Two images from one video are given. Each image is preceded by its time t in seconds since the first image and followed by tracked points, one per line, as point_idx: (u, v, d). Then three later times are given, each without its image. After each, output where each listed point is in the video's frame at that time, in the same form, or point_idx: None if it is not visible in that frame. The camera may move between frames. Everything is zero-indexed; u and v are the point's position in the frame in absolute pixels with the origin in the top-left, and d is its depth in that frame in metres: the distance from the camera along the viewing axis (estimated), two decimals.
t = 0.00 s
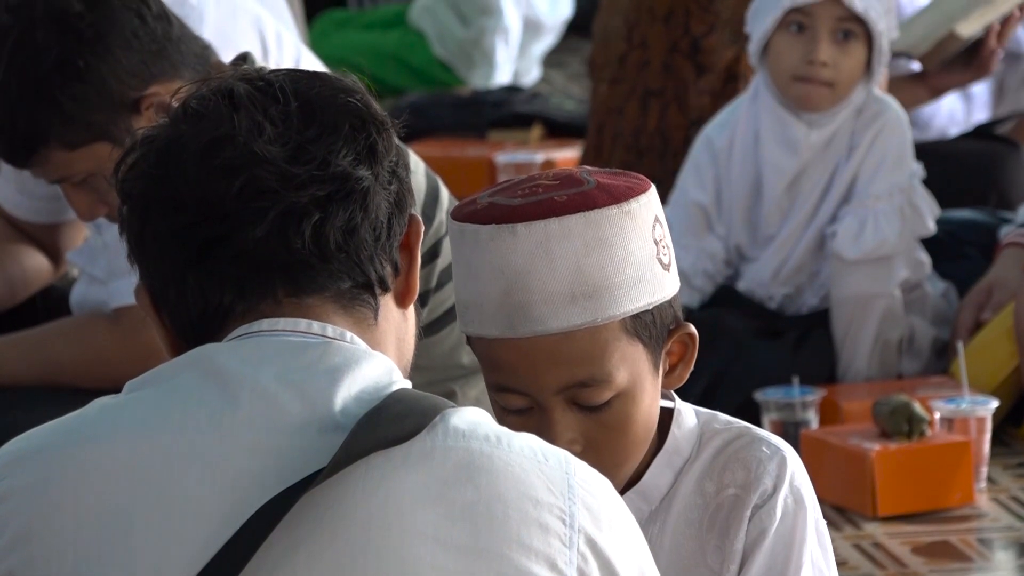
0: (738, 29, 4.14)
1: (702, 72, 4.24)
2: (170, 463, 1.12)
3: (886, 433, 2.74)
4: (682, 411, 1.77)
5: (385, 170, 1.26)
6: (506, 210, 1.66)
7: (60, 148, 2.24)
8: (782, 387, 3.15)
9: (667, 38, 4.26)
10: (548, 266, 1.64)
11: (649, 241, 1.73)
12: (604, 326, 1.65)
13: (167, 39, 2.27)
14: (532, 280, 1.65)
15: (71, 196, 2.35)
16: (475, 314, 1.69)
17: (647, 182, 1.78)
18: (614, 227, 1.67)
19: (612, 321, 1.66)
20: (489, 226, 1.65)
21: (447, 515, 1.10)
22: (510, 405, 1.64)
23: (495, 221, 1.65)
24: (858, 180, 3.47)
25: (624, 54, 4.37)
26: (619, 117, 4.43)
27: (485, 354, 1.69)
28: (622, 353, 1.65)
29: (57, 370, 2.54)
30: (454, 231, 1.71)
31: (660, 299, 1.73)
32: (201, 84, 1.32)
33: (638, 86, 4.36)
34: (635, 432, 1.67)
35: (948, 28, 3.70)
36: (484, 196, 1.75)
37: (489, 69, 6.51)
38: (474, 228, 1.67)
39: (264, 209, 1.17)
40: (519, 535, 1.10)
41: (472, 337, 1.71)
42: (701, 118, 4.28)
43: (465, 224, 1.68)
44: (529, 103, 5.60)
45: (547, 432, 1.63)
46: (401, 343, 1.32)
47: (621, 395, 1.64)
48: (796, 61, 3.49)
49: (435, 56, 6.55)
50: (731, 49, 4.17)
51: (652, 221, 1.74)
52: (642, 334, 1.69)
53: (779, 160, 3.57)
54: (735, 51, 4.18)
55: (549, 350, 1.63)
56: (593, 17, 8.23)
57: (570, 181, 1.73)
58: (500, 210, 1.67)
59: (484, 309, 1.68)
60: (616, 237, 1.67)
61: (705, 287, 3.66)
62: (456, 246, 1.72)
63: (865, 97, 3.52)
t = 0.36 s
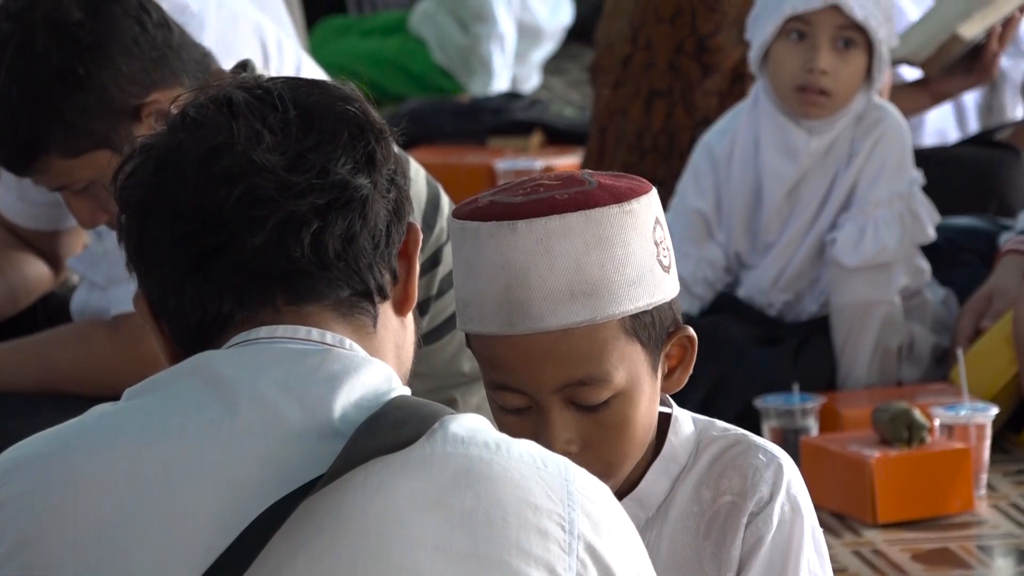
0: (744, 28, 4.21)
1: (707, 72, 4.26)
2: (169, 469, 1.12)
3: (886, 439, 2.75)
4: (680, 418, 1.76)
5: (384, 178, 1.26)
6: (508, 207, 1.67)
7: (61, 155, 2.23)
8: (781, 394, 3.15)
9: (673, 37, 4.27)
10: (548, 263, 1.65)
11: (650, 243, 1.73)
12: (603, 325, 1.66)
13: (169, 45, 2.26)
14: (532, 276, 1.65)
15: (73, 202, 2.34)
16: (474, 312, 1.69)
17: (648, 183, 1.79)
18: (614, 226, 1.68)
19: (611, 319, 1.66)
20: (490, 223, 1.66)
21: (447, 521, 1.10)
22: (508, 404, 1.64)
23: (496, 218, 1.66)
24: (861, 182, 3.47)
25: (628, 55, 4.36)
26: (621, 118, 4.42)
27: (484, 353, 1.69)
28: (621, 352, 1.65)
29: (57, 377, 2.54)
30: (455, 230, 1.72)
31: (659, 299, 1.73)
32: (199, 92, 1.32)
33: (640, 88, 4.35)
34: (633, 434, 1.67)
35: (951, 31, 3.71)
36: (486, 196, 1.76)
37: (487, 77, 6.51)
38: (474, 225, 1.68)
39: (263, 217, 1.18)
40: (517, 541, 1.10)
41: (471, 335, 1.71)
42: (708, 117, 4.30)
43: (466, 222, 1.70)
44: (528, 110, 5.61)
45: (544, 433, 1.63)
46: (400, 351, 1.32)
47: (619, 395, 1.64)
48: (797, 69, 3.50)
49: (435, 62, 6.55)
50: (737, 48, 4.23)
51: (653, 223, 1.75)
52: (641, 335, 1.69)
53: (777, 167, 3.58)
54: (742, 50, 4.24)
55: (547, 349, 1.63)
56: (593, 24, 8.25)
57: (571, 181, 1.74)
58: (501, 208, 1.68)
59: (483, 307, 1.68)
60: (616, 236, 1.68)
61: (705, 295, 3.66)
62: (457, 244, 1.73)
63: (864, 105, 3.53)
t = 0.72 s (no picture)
0: (733, 43, 3.99)
1: (698, 88, 4.08)
2: (170, 479, 1.12)
3: (886, 451, 2.75)
4: (690, 429, 1.76)
5: (384, 189, 1.26)
6: (522, 199, 1.68)
7: (61, 168, 2.23)
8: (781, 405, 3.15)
9: (661, 56, 4.08)
10: (559, 255, 1.66)
11: (659, 240, 1.74)
12: (613, 319, 1.66)
13: (167, 58, 2.27)
14: (542, 267, 1.66)
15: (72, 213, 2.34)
16: (484, 304, 1.69)
17: (657, 183, 1.80)
18: (625, 221, 1.69)
19: (621, 313, 1.67)
20: (501, 216, 1.67)
21: (447, 533, 1.10)
22: (516, 400, 1.63)
23: (507, 211, 1.67)
24: (864, 198, 3.44)
25: (618, 73, 4.19)
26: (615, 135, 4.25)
27: (493, 346, 1.69)
28: (630, 348, 1.65)
29: (58, 387, 2.54)
30: (466, 223, 1.73)
31: (667, 297, 1.74)
32: (201, 103, 1.32)
33: (629, 106, 4.19)
34: (641, 432, 1.66)
35: (942, 46, 3.63)
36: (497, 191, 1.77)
37: (487, 89, 6.53)
38: (485, 218, 1.68)
39: (264, 228, 1.18)
40: (517, 553, 1.10)
41: (481, 329, 1.72)
42: (702, 132, 4.14)
43: (477, 215, 1.70)
44: (528, 121, 5.62)
45: (551, 431, 1.62)
46: (399, 362, 1.32)
47: (628, 391, 1.64)
48: (808, 84, 3.43)
49: (435, 74, 6.58)
50: (728, 65, 4.01)
51: (663, 222, 1.76)
52: (650, 331, 1.69)
53: (784, 181, 3.51)
54: (732, 66, 4.02)
55: (556, 340, 1.63)
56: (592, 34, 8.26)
57: (582, 178, 1.75)
58: (513, 201, 1.68)
59: (492, 301, 1.68)
60: (627, 231, 1.69)
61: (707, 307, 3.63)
62: (467, 238, 1.73)
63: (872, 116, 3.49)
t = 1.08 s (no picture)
0: (725, 58, 3.95)
1: (692, 104, 4.01)
2: (170, 487, 1.13)
3: (886, 461, 2.75)
4: (688, 441, 1.76)
5: (381, 202, 1.27)
6: (524, 221, 1.68)
7: (63, 178, 2.19)
8: (781, 415, 3.14)
9: (654, 72, 4.04)
10: (562, 279, 1.66)
11: (660, 260, 1.74)
12: (615, 341, 1.67)
13: (170, 67, 2.20)
14: (545, 290, 1.66)
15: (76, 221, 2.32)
16: (486, 326, 1.70)
17: (659, 202, 1.79)
18: (627, 242, 1.69)
19: (623, 335, 1.67)
20: (504, 237, 1.67)
21: (446, 543, 1.10)
22: (518, 421, 1.64)
23: (509, 232, 1.67)
24: (872, 211, 3.39)
25: (613, 90, 4.19)
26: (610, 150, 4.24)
27: (495, 367, 1.70)
28: (631, 369, 1.66)
29: (57, 399, 2.53)
30: (467, 243, 1.73)
31: (668, 319, 1.74)
32: (197, 116, 1.32)
33: (625, 121, 4.16)
34: (643, 452, 1.67)
35: (931, 64, 3.51)
36: (498, 211, 1.77)
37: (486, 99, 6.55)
38: (488, 240, 1.69)
39: (261, 240, 1.18)
40: (516, 563, 1.10)
41: (483, 350, 1.72)
42: (696, 148, 4.05)
43: (479, 236, 1.71)
44: (528, 132, 5.63)
45: (553, 450, 1.63)
46: (398, 373, 1.32)
47: (630, 412, 1.64)
48: (844, 102, 3.33)
49: (434, 84, 6.59)
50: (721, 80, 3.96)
51: (664, 241, 1.76)
52: (651, 352, 1.70)
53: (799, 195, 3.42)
54: (725, 81, 3.97)
55: (558, 364, 1.64)
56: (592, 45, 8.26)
57: (583, 197, 1.75)
58: (515, 222, 1.69)
59: (494, 323, 1.69)
60: (628, 252, 1.69)
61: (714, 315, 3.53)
62: (469, 258, 1.73)
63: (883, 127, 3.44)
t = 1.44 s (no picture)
0: (727, 65, 3.96)
1: (693, 111, 4.01)
2: (169, 496, 1.13)
3: (886, 468, 2.74)
4: (681, 448, 1.77)
5: (380, 209, 1.27)
6: (509, 236, 1.68)
7: (66, 183, 2.19)
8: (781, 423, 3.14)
9: (656, 79, 4.01)
10: (551, 292, 1.66)
11: (649, 270, 1.74)
12: (605, 353, 1.67)
13: (173, 74, 2.20)
14: (533, 305, 1.66)
15: (78, 227, 2.32)
16: (477, 339, 1.70)
17: (646, 212, 1.79)
18: (615, 254, 1.69)
19: (613, 347, 1.67)
20: (491, 252, 1.67)
21: (448, 550, 1.10)
22: (509, 433, 1.65)
23: (497, 247, 1.67)
24: (872, 219, 3.36)
25: (613, 96, 4.12)
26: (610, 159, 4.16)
27: (488, 380, 1.70)
28: (621, 380, 1.66)
29: (57, 405, 2.53)
30: (456, 259, 1.72)
31: (658, 329, 1.74)
32: (196, 125, 1.33)
33: (627, 127, 4.10)
34: (634, 463, 1.67)
35: (924, 71, 3.53)
36: (485, 225, 1.76)
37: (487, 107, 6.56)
38: (476, 254, 1.68)
39: (259, 246, 1.19)
40: (515, 569, 1.10)
41: (474, 363, 1.72)
42: (698, 154, 4.03)
43: (468, 250, 1.69)
44: (528, 139, 5.63)
45: (546, 462, 1.63)
46: (398, 381, 1.33)
47: (621, 423, 1.65)
48: (820, 106, 3.34)
49: (434, 93, 6.59)
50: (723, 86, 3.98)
51: (652, 251, 1.76)
52: (642, 362, 1.70)
53: (797, 203, 3.42)
54: (727, 87, 3.99)
55: (549, 378, 1.65)
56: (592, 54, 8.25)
57: (570, 210, 1.74)
58: (502, 237, 1.68)
59: (486, 336, 1.69)
60: (616, 264, 1.69)
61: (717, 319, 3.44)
62: (456, 272, 1.72)
63: (880, 133, 3.42)
